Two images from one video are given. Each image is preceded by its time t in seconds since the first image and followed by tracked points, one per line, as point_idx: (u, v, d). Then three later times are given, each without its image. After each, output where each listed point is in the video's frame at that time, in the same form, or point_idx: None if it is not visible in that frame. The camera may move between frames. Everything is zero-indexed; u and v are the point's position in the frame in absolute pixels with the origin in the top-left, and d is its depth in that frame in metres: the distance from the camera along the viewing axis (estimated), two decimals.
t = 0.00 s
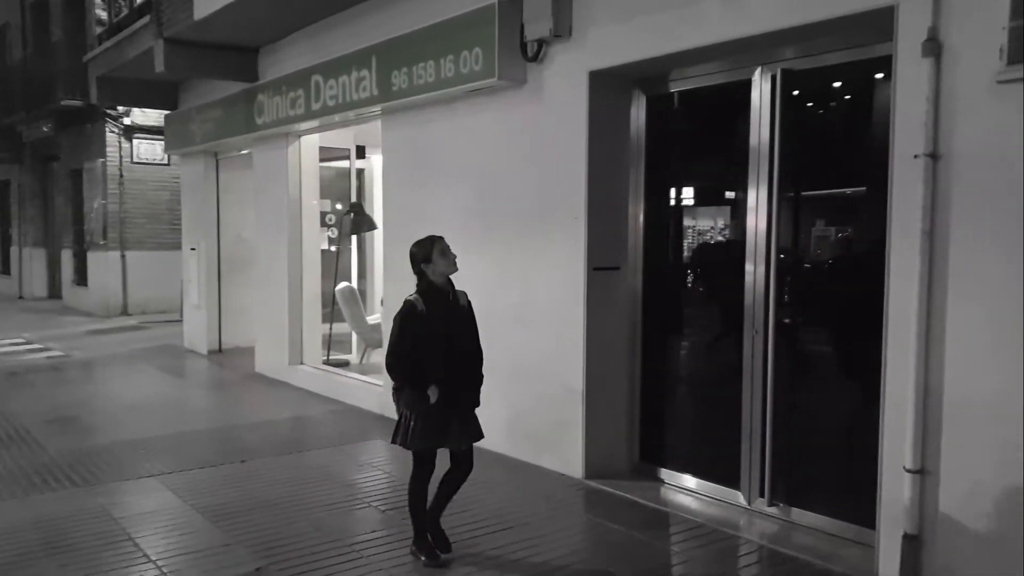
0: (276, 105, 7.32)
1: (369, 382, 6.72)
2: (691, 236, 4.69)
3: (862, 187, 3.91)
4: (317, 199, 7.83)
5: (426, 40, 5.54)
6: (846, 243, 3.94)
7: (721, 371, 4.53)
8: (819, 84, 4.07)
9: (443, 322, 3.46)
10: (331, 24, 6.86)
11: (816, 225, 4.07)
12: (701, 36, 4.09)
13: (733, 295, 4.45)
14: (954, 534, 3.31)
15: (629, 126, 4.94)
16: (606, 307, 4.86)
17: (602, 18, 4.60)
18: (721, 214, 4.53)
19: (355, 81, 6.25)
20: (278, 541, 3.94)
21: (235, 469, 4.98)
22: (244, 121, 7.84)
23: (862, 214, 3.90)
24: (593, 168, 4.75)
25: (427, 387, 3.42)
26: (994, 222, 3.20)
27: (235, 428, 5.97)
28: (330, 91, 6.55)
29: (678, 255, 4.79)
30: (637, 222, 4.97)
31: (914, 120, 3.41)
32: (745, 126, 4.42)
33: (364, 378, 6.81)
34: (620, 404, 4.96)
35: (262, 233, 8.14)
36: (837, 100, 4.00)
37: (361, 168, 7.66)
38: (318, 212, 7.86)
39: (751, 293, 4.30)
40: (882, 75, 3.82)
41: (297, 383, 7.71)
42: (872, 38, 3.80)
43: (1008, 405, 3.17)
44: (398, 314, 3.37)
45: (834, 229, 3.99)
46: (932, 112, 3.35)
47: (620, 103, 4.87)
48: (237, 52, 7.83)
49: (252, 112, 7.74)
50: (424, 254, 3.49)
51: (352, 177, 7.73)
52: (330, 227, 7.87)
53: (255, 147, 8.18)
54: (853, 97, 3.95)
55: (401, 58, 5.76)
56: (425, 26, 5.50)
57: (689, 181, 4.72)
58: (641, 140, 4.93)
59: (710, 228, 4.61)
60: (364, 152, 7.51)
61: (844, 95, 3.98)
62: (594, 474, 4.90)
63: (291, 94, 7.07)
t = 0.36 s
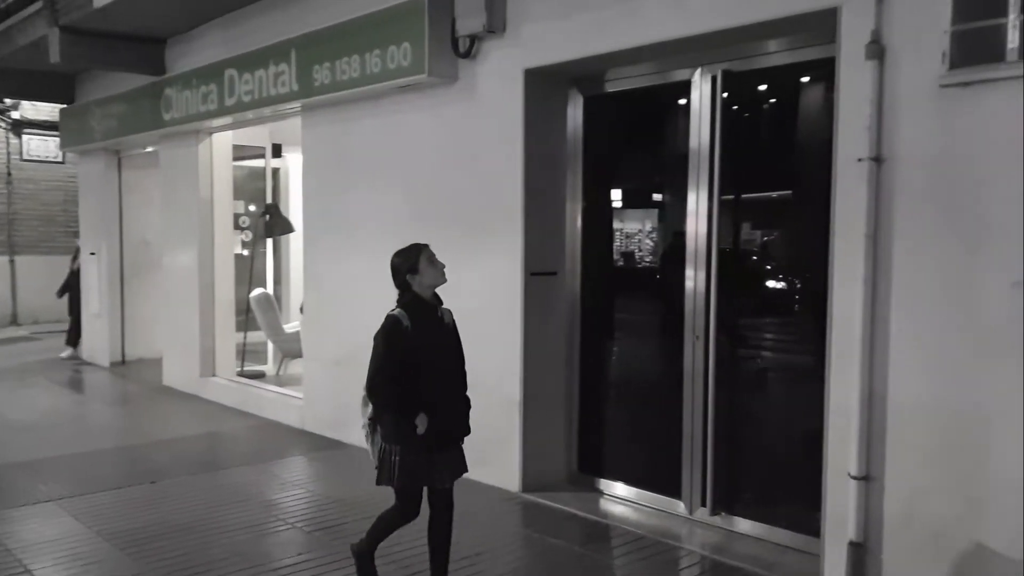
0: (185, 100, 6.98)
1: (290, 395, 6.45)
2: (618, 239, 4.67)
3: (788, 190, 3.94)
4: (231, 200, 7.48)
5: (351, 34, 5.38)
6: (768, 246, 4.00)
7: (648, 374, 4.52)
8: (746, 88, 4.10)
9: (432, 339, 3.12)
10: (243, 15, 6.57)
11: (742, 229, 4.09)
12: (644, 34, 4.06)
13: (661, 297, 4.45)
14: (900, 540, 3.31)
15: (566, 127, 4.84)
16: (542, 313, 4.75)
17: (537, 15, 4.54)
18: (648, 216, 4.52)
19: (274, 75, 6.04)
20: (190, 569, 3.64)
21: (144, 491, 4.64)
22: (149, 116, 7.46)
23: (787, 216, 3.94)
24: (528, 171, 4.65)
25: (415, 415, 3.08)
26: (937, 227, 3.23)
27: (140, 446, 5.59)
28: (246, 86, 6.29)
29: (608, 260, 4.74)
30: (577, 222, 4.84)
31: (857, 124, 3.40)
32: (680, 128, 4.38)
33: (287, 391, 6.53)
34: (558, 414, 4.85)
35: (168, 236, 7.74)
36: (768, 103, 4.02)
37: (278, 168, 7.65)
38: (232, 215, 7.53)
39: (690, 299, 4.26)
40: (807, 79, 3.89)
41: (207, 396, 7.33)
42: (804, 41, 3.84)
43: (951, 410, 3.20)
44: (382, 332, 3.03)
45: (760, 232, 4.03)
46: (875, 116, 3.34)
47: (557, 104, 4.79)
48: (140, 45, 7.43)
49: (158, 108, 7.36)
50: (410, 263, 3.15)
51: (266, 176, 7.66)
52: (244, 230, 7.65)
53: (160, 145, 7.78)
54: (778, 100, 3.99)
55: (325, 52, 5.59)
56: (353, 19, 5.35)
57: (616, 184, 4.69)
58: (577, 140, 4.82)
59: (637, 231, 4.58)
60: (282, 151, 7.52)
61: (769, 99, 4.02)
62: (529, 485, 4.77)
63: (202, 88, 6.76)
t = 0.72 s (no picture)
0: (58, 94, 6.51)
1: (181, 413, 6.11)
2: (527, 243, 4.57)
3: (695, 195, 3.93)
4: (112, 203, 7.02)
5: (243, 26, 5.10)
6: (679, 251, 3.98)
7: (559, 379, 4.46)
8: (655, 91, 4.05)
9: (383, 357, 2.94)
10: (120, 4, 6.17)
11: (654, 234, 4.06)
12: (560, 34, 3.99)
13: (572, 302, 4.39)
14: (820, 546, 3.37)
15: (476, 127, 4.71)
16: (454, 321, 4.62)
17: (445, 12, 4.42)
18: (558, 220, 4.44)
19: (158, 69, 5.68)
20: None
21: (17, 521, 4.24)
22: (16, 111, 6.93)
23: (696, 222, 3.93)
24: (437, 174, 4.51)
25: (367, 439, 2.90)
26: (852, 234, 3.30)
27: (11, 471, 5.14)
28: (126, 80, 5.90)
29: (516, 264, 4.64)
30: (489, 226, 4.72)
31: (774, 130, 3.43)
32: (592, 131, 4.31)
33: (175, 409, 6.19)
34: (470, 423, 4.72)
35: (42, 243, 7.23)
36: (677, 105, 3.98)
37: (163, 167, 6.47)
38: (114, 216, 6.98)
39: (606, 306, 4.21)
40: (715, 83, 3.87)
41: (93, 417, 6.92)
42: (714, 44, 3.83)
43: (866, 415, 3.25)
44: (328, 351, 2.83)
45: (669, 236, 4.01)
46: (791, 122, 3.38)
47: (466, 105, 4.66)
48: (4, 32, 6.87)
49: (26, 102, 6.84)
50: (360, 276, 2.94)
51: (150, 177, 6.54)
52: (126, 235, 6.87)
53: (28, 142, 7.25)
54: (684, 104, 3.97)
55: (213, 46, 5.28)
56: (243, 11, 5.07)
57: (523, 187, 4.60)
58: (487, 141, 4.71)
59: (546, 235, 4.50)
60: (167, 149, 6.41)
61: (675, 102, 4.00)
62: (440, 499, 4.63)
63: (76, 82, 6.30)
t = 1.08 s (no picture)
0: None
1: (81, 429, 5.77)
2: (455, 247, 4.45)
3: (627, 198, 3.90)
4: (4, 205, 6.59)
5: (147, 20, 4.82)
6: (610, 254, 3.95)
7: (488, 387, 4.37)
8: (586, 91, 4.00)
9: (342, 374, 2.76)
10: None
11: (586, 238, 4.02)
12: (487, 34, 3.87)
13: (500, 304, 4.31)
14: (754, 557, 3.37)
15: (399, 127, 4.56)
16: (379, 329, 4.47)
17: (367, 9, 4.25)
18: (486, 223, 4.34)
19: (54, 62, 5.34)
20: None
21: None
22: None
23: (628, 225, 3.89)
24: (360, 177, 4.34)
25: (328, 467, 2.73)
26: (783, 241, 3.30)
27: None
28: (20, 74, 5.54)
29: (441, 269, 4.51)
30: (414, 226, 4.57)
31: (706, 137, 3.39)
32: (521, 132, 4.21)
33: (75, 425, 5.84)
34: (396, 436, 4.57)
35: None
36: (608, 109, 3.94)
37: (59, 168, 6.07)
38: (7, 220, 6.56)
39: (538, 314, 4.14)
40: (646, 84, 3.84)
41: None
42: (646, 46, 3.78)
43: (800, 420, 3.26)
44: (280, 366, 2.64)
45: (601, 240, 3.97)
46: (724, 127, 3.35)
47: (389, 108, 4.51)
48: None
49: None
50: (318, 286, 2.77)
51: (46, 178, 6.17)
52: (21, 240, 6.48)
53: None
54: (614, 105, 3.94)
55: (115, 39, 4.98)
56: (148, 2, 4.79)
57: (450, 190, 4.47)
58: (411, 142, 4.56)
59: (474, 239, 4.38)
60: (65, 148, 6.02)
61: (606, 103, 3.96)
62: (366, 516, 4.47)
63: None
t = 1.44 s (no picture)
0: None
1: None
2: (388, 254, 4.29)
3: (568, 205, 3.80)
4: None
5: (56, 17, 4.58)
6: (550, 262, 3.85)
7: (423, 400, 4.23)
8: (524, 97, 3.91)
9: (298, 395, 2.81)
10: None
11: (525, 246, 3.92)
12: (418, 37, 3.73)
13: (436, 312, 4.17)
14: None
15: (325, 133, 4.38)
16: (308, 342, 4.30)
17: (291, 9, 4.08)
18: (421, 230, 4.19)
19: None
20: None
21: None
22: None
23: (568, 233, 3.80)
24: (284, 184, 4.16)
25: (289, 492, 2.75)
26: (725, 253, 3.24)
27: None
28: None
29: (371, 279, 4.35)
30: (342, 233, 4.40)
31: (646, 146, 3.31)
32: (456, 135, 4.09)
33: None
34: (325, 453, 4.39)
35: None
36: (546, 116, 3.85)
37: None
38: None
39: (475, 326, 4.02)
40: (585, 88, 3.75)
41: None
42: (585, 52, 3.68)
43: (744, 434, 3.20)
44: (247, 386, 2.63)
45: (540, 247, 3.87)
46: (663, 137, 3.28)
47: (314, 110, 4.33)
48: None
49: None
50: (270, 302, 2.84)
51: None
52: None
53: None
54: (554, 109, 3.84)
55: (22, 36, 4.75)
56: None
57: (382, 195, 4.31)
58: (338, 148, 4.38)
59: (408, 246, 4.23)
60: None
61: (546, 107, 3.86)
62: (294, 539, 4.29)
63: None
